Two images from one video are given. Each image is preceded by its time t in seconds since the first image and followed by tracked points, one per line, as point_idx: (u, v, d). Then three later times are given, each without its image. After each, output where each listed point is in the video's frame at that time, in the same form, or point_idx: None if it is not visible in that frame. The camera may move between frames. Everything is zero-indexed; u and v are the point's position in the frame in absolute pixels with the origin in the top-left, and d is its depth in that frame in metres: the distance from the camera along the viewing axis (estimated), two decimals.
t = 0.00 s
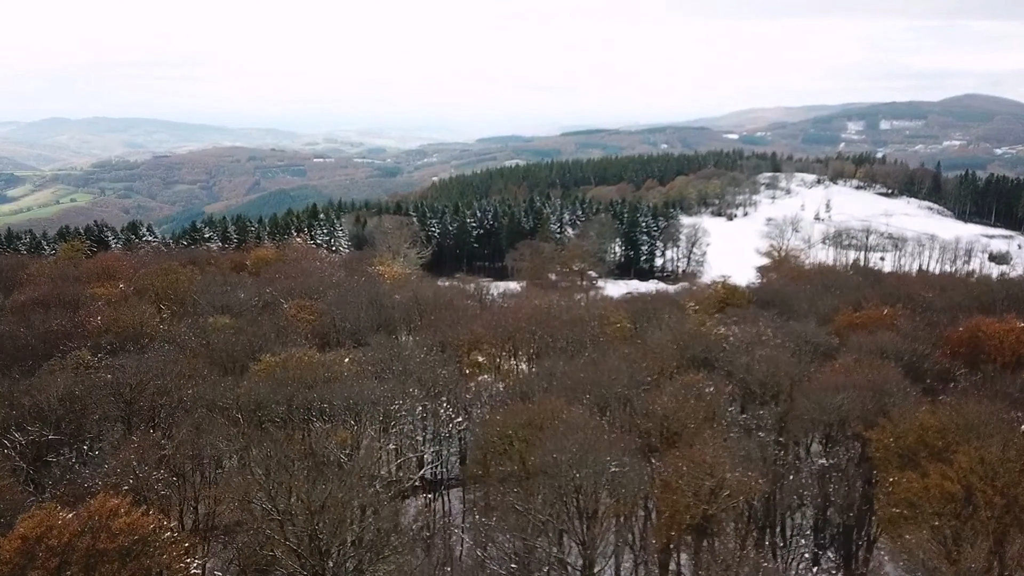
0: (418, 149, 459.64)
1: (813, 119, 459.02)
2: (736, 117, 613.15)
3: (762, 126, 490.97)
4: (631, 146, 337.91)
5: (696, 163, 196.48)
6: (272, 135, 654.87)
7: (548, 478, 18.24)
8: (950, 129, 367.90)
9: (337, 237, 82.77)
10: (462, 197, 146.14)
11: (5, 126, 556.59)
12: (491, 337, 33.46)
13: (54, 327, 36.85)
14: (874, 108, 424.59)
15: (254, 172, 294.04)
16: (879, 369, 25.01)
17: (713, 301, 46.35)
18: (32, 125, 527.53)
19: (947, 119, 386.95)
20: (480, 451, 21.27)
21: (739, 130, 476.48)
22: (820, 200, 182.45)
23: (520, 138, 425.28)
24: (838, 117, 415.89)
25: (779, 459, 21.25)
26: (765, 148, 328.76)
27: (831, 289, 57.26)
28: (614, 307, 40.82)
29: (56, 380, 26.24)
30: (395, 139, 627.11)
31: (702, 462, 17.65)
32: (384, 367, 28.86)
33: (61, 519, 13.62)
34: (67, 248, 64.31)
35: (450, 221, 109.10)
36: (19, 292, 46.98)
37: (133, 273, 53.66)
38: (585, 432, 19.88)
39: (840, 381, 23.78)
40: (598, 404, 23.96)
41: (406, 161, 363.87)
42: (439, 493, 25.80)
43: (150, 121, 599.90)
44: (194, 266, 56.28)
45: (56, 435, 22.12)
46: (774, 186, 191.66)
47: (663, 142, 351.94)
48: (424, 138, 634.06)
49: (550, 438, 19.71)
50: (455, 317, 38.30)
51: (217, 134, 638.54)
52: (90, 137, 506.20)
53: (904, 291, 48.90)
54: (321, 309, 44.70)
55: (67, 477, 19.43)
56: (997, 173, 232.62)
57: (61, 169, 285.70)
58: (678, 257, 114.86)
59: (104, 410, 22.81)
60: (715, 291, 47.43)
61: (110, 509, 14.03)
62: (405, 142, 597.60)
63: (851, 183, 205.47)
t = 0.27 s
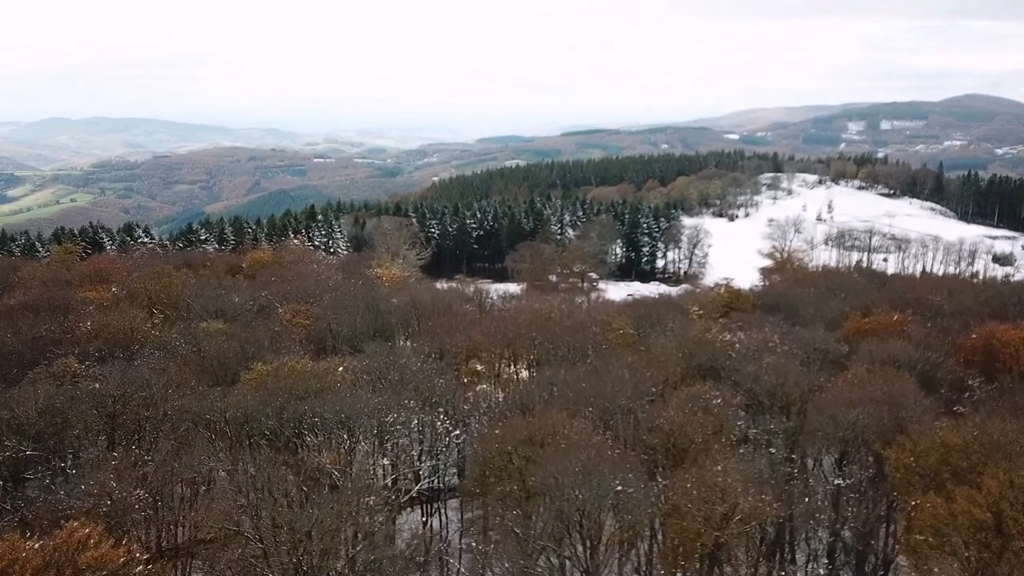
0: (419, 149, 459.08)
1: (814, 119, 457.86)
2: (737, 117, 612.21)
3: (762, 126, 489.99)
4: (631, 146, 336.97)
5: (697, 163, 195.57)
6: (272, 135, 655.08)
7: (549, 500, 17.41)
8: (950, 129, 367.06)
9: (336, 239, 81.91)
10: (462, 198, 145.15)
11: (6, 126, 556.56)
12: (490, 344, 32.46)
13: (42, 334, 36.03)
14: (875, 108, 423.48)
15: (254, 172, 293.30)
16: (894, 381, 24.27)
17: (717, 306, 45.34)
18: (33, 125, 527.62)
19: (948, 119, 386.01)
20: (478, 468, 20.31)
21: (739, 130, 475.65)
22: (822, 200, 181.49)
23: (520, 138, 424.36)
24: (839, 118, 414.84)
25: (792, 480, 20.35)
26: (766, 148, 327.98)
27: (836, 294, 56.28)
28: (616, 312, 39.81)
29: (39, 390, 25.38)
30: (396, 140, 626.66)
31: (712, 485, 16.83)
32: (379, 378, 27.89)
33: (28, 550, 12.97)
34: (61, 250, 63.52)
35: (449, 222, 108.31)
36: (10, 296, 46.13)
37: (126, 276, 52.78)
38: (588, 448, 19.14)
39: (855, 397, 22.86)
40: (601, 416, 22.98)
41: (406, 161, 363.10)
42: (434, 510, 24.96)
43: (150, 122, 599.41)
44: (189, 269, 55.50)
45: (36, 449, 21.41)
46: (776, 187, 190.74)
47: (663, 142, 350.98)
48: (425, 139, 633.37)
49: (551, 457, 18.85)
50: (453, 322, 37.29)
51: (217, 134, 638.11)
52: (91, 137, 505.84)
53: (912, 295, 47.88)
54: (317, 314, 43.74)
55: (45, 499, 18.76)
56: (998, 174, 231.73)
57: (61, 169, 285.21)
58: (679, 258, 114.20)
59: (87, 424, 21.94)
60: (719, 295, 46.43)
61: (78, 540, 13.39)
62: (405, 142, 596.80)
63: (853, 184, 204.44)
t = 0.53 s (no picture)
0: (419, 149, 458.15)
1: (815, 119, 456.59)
2: (737, 117, 611.11)
3: (763, 126, 488.83)
4: (631, 146, 335.89)
5: (698, 163, 194.53)
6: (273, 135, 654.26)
7: (549, 524, 16.61)
8: (951, 129, 366.01)
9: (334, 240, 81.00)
10: (462, 199, 144.01)
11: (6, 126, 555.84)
12: (489, 351, 31.54)
13: (29, 340, 35.08)
14: (875, 108, 422.34)
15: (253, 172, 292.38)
16: (909, 394, 23.44)
17: (721, 311, 44.35)
18: (33, 125, 526.81)
19: (948, 119, 385.32)
20: (475, 485, 19.58)
21: (739, 130, 474.73)
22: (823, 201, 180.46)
23: (520, 138, 423.31)
24: (839, 118, 413.84)
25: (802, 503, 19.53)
26: (767, 149, 326.83)
27: (841, 299, 55.35)
28: (619, 317, 38.82)
29: (19, 401, 24.44)
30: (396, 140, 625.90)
31: (726, 512, 16.11)
32: (372, 387, 27.07)
33: None
34: (54, 252, 62.51)
35: (449, 223, 107.35)
36: None
37: (118, 279, 51.76)
38: (589, 464, 18.38)
39: (872, 414, 21.85)
40: (603, 430, 22.15)
41: (406, 162, 362.27)
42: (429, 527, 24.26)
43: (150, 122, 598.64)
44: (183, 272, 54.60)
45: (11, 466, 20.52)
46: (778, 187, 189.76)
47: (663, 143, 349.98)
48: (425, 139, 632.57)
49: (553, 476, 18.04)
50: (451, 329, 36.27)
51: (217, 134, 637.36)
52: (91, 137, 504.99)
53: (920, 300, 46.90)
54: (312, 320, 42.75)
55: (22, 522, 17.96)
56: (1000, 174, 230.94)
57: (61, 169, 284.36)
58: (680, 259, 113.26)
59: (66, 439, 21.03)
60: (723, 300, 45.40)
61: None
62: (405, 142, 595.92)
63: (854, 185, 203.44)
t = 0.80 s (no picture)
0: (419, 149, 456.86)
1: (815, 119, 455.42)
2: (737, 117, 609.85)
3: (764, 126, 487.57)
4: (631, 146, 334.61)
5: (699, 164, 193.35)
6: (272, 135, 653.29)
7: (552, 555, 15.68)
8: (951, 130, 364.82)
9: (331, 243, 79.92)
10: (462, 200, 142.70)
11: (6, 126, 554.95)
12: (489, 358, 30.43)
13: (14, 349, 33.97)
14: (876, 109, 421.05)
15: (252, 172, 291.24)
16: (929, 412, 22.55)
17: (726, 318, 43.28)
18: (32, 125, 525.67)
19: (948, 119, 384.26)
20: (472, 503, 18.69)
21: (739, 130, 473.59)
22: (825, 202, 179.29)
23: (520, 138, 422.17)
24: (840, 118, 412.60)
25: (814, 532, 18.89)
26: (767, 149, 325.50)
27: (847, 304, 54.25)
28: (622, 324, 37.71)
29: None
30: (396, 140, 625.28)
31: (742, 549, 15.44)
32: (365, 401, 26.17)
33: None
34: (45, 256, 61.30)
35: (448, 225, 106.18)
36: None
37: (110, 283, 50.64)
38: (593, 492, 17.47)
39: (892, 436, 20.89)
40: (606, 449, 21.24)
41: (405, 162, 360.91)
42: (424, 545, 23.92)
43: (150, 122, 597.64)
44: (177, 276, 53.48)
45: None
46: (779, 188, 188.59)
47: (664, 143, 348.71)
48: (425, 139, 632.03)
49: (554, 507, 17.16)
50: (450, 335, 35.15)
51: (216, 134, 636.32)
52: (91, 137, 503.97)
53: (929, 305, 45.82)
54: (306, 326, 41.59)
55: None
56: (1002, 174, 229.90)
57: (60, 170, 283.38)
58: (682, 261, 112.16)
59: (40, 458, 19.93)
60: (728, 305, 44.36)
61: None
62: (405, 142, 594.61)
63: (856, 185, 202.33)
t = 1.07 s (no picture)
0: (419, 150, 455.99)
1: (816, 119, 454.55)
2: (738, 117, 609.08)
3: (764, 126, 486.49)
4: (631, 146, 333.65)
5: (700, 164, 192.44)
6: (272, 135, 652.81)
7: None
8: (952, 130, 363.78)
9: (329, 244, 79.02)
10: (462, 200, 141.83)
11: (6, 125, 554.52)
12: (488, 365, 29.55)
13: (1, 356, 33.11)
14: (876, 108, 420.10)
15: (252, 172, 290.44)
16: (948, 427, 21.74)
17: (730, 324, 42.46)
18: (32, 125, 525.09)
19: (949, 119, 383.49)
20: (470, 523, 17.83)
21: (739, 130, 472.84)
22: (827, 202, 178.34)
23: (520, 138, 421.45)
24: (840, 118, 411.69)
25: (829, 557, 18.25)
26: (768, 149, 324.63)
27: (852, 309, 53.39)
28: (624, 330, 36.84)
29: None
30: (396, 140, 624.55)
31: None
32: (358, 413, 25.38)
33: None
34: (38, 258, 60.38)
35: (448, 225, 105.26)
36: None
37: (103, 286, 49.77)
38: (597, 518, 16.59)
39: (915, 453, 20.03)
40: (609, 466, 20.49)
41: (405, 162, 360.00)
42: (421, 563, 23.27)
43: (150, 122, 596.85)
44: (171, 279, 52.59)
45: None
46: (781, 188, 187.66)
47: (664, 142, 347.84)
48: (425, 139, 631.09)
49: (556, 531, 16.36)
50: (449, 341, 34.35)
51: (217, 134, 635.78)
52: (91, 137, 503.24)
53: (937, 309, 44.95)
54: (302, 330, 40.70)
55: None
56: (1003, 175, 229.12)
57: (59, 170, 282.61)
58: (684, 263, 111.26)
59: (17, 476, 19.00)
60: (733, 310, 43.49)
61: None
62: (405, 142, 593.67)
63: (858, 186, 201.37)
